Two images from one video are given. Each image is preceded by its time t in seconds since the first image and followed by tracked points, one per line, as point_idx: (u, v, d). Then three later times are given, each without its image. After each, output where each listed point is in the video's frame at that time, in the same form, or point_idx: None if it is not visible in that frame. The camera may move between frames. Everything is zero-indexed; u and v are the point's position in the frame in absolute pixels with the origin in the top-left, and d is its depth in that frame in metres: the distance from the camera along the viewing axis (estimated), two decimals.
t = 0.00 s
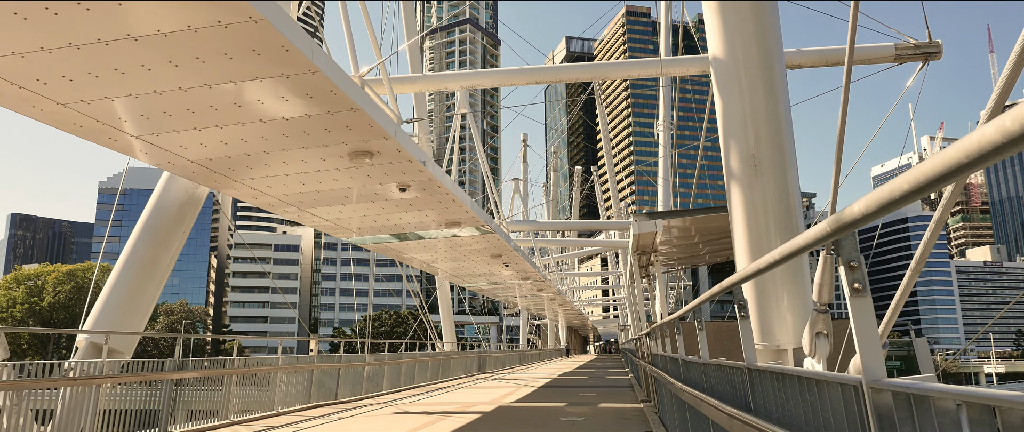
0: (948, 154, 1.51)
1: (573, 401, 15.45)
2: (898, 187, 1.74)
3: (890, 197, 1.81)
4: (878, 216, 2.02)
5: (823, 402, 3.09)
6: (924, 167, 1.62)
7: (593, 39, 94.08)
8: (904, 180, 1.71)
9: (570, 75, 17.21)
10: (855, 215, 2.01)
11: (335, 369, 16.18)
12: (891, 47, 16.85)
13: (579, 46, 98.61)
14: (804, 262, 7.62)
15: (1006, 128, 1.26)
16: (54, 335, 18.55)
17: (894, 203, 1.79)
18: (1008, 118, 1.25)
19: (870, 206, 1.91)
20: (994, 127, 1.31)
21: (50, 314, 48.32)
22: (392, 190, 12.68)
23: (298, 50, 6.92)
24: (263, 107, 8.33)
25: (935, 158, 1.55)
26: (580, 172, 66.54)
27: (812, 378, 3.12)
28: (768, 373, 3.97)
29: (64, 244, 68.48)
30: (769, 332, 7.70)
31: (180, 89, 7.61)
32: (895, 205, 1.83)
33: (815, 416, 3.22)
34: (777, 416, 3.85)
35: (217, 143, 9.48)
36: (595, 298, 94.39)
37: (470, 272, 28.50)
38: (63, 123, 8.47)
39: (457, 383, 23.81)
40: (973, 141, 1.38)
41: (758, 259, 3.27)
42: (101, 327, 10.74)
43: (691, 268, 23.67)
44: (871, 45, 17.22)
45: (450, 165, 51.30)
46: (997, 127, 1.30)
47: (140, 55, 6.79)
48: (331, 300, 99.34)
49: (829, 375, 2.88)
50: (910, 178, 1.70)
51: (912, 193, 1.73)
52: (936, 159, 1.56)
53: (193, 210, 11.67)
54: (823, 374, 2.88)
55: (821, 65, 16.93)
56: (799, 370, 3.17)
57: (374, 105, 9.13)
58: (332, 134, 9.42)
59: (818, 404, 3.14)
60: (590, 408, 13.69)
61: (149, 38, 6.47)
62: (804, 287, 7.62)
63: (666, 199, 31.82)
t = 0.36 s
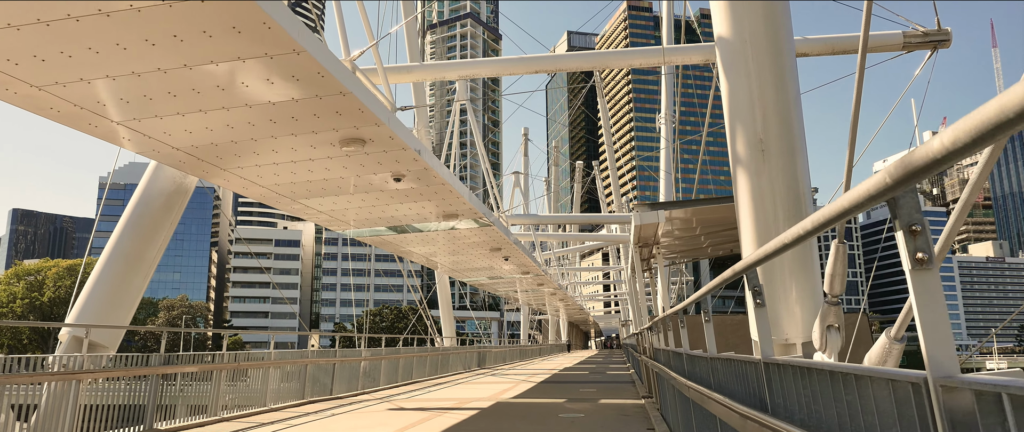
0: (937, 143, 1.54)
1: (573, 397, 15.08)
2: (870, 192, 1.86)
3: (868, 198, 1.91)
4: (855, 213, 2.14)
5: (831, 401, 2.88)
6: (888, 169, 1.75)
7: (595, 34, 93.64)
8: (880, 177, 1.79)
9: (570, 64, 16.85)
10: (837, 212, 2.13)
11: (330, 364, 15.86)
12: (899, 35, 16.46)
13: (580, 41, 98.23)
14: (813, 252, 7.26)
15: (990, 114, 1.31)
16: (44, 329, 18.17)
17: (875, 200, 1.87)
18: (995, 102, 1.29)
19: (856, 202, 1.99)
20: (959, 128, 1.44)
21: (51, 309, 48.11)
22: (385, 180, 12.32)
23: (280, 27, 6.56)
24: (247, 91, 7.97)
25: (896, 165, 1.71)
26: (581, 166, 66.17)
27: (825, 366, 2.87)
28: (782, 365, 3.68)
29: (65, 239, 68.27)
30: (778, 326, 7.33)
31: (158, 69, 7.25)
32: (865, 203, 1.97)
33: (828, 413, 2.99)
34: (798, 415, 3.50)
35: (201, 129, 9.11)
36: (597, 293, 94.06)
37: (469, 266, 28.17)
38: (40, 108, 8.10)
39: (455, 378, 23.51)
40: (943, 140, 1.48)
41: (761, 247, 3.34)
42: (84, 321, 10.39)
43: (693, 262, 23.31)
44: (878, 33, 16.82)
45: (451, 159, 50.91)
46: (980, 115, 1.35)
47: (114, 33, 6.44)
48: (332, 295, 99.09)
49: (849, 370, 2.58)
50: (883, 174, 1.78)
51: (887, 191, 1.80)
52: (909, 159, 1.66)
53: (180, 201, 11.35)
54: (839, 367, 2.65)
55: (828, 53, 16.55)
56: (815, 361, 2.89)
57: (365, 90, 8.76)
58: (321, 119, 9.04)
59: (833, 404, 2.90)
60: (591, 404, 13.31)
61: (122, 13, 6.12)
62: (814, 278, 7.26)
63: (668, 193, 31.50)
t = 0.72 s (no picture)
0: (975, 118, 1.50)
1: (572, 393, 14.73)
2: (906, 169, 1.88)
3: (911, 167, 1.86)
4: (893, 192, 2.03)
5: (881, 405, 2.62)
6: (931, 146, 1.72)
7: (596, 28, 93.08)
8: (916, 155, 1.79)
9: (571, 53, 16.47)
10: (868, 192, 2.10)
11: (324, 360, 15.53)
12: (907, 23, 16.07)
13: (580, 35, 97.81)
14: (825, 243, 6.92)
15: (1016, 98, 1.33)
16: (31, 323, 17.77)
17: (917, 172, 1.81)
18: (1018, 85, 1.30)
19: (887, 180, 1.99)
20: (987, 109, 1.46)
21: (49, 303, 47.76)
22: (379, 170, 11.96)
23: (261, 5, 6.21)
24: (231, 74, 7.62)
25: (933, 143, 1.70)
26: (581, 160, 65.73)
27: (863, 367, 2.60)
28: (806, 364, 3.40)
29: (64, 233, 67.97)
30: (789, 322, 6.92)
31: (136, 51, 6.92)
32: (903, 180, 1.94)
33: (877, 421, 2.71)
34: (833, 423, 3.16)
35: (186, 116, 8.76)
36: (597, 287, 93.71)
37: (468, 260, 27.76)
38: (15, 92, 7.76)
39: (453, 374, 23.17)
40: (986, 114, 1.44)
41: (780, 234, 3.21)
42: (68, 315, 10.08)
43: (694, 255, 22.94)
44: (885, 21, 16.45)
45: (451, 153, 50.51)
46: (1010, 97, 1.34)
47: (85, 10, 6.09)
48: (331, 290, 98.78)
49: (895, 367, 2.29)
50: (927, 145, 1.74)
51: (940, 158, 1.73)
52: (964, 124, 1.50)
53: (167, 191, 11.01)
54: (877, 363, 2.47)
55: (835, 41, 16.16)
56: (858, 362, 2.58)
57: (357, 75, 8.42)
58: (310, 105, 8.68)
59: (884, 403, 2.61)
60: (591, 401, 12.94)
61: None
62: (826, 271, 6.89)
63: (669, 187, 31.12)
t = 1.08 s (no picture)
0: (960, 126, 1.43)
1: (573, 390, 14.36)
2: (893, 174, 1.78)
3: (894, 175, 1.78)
4: (900, 186, 1.88)
5: (926, 409, 2.31)
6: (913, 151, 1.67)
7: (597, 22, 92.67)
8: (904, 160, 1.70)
9: (570, 43, 16.10)
10: (867, 192, 2.01)
11: (318, 357, 15.21)
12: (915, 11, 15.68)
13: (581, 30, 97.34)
14: (837, 235, 6.56)
15: (1004, 104, 1.25)
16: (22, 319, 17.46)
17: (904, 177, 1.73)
18: (1002, 95, 1.26)
19: (877, 186, 1.92)
20: (972, 115, 1.38)
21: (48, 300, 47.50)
22: (372, 161, 11.59)
23: None
24: (213, 57, 7.28)
25: (905, 158, 1.71)
26: (582, 155, 65.39)
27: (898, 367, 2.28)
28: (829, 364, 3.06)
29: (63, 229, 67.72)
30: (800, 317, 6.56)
31: (112, 31, 6.60)
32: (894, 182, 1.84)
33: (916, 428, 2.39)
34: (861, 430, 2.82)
35: (169, 102, 8.42)
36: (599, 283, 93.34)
37: (467, 255, 27.43)
38: None
39: (452, 370, 22.85)
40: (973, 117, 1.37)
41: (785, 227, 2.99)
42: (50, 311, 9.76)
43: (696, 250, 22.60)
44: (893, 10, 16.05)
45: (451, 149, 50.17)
46: (999, 102, 1.26)
47: None
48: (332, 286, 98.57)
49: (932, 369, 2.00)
50: (917, 151, 1.65)
51: (935, 159, 1.59)
52: (939, 134, 1.51)
53: (154, 183, 10.66)
54: (917, 363, 2.16)
55: (841, 30, 15.77)
56: (895, 361, 2.26)
57: (346, 60, 8.07)
58: (299, 92, 8.33)
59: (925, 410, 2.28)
60: (592, 399, 12.59)
61: None
62: (840, 264, 6.50)
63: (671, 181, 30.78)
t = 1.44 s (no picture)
0: (962, 130, 1.39)
1: (574, 389, 14.02)
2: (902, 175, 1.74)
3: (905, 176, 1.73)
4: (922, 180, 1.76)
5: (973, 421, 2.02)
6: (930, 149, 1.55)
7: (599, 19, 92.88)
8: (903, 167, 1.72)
9: (572, 34, 15.74)
10: (882, 187, 1.84)
11: (315, 354, 14.93)
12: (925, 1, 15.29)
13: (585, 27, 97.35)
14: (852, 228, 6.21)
15: (996, 114, 1.24)
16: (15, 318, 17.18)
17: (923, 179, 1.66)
18: (1001, 104, 1.21)
19: (894, 180, 1.77)
20: (977, 119, 1.31)
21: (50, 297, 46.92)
22: (367, 153, 11.23)
23: None
24: (196, 42, 6.95)
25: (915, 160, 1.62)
26: (585, 150, 64.98)
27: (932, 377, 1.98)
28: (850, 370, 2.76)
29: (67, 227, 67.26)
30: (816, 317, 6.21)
31: (85, 13, 6.28)
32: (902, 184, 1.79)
33: None
34: None
35: (152, 91, 8.09)
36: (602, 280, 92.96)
37: (469, 250, 27.05)
38: None
39: (452, 368, 22.54)
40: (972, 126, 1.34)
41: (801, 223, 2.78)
42: (33, 308, 9.47)
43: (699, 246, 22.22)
44: None
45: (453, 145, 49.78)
46: (1000, 109, 1.22)
47: None
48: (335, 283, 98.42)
49: (975, 379, 1.73)
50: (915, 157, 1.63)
51: (954, 156, 1.48)
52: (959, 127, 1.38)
53: (142, 176, 10.35)
54: (960, 372, 1.89)
55: (849, 19, 15.40)
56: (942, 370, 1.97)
57: (336, 45, 7.71)
58: (287, 79, 7.98)
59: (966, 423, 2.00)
60: (594, 398, 12.24)
61: None
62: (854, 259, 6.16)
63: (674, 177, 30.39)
